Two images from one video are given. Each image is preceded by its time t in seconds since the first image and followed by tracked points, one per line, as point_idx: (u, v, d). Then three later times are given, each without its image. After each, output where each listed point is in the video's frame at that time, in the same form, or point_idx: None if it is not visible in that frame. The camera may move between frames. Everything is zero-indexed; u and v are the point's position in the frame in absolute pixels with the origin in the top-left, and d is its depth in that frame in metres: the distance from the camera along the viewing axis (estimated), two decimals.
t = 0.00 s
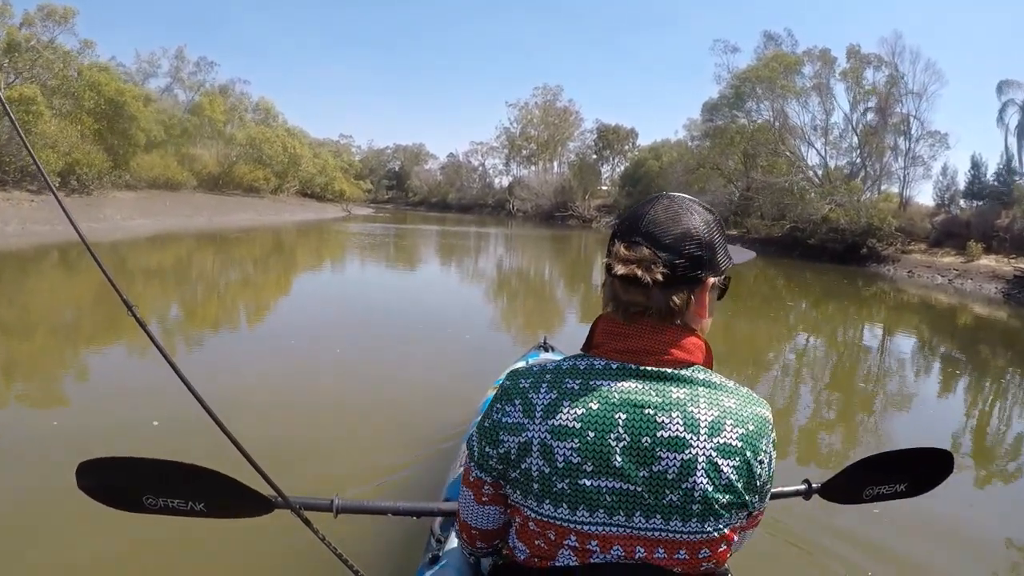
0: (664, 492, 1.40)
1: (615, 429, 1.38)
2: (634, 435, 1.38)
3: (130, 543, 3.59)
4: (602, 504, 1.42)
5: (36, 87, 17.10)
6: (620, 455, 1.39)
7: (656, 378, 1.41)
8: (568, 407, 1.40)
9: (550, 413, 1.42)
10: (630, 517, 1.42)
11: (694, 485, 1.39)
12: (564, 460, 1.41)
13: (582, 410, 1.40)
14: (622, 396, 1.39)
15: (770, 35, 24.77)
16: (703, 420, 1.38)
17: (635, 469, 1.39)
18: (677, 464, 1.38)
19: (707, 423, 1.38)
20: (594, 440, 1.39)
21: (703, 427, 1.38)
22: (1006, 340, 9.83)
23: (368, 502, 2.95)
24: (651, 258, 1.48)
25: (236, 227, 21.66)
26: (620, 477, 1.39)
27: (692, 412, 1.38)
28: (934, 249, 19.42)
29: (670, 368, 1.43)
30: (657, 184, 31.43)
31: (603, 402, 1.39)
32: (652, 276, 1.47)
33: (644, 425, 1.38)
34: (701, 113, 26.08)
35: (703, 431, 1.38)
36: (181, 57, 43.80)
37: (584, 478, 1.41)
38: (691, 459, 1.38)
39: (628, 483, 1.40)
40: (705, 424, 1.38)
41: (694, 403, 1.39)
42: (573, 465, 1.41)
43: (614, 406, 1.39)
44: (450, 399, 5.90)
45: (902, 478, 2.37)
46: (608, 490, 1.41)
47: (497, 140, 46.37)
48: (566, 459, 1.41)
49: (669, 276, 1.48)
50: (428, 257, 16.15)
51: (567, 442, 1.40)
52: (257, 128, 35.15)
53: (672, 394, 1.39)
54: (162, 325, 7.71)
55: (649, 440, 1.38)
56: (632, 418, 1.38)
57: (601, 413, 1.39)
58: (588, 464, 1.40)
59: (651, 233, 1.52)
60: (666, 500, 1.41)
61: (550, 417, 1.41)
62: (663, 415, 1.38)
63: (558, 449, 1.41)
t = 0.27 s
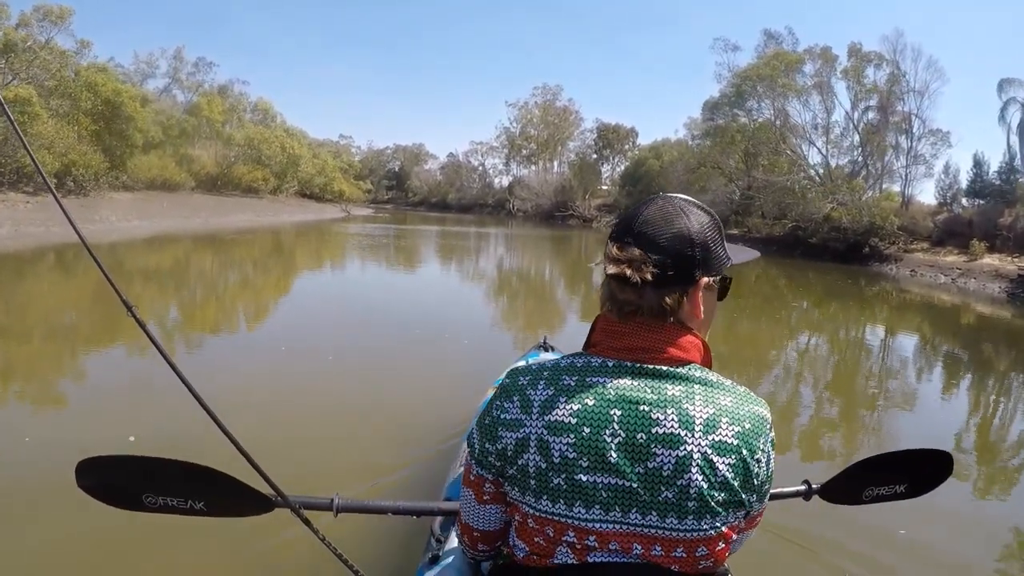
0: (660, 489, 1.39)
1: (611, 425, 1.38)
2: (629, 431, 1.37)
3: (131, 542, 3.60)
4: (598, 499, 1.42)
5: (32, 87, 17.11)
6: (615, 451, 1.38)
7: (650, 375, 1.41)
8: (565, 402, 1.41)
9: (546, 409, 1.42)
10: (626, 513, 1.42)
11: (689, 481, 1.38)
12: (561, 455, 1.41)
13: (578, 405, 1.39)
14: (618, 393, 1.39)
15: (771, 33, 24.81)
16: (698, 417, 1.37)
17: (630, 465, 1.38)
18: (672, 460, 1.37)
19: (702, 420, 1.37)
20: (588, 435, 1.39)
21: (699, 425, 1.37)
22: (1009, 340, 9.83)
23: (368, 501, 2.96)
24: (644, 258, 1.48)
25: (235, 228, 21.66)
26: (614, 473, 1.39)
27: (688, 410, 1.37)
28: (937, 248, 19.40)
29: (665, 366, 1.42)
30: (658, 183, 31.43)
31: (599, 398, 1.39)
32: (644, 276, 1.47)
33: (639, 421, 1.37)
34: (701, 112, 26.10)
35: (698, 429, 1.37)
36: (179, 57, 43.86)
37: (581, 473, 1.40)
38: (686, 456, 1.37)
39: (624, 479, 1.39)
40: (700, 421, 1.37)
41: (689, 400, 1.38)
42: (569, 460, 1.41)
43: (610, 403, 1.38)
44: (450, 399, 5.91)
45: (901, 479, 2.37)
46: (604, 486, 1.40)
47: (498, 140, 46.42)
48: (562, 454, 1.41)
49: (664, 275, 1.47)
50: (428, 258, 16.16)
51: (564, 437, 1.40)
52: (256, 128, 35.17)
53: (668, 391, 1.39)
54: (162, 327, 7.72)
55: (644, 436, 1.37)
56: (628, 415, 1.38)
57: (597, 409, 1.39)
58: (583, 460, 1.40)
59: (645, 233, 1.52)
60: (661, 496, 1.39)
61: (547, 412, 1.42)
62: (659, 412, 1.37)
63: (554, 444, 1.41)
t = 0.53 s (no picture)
0: (653, 484, 1.38)
1: (606, 419, 1.38)
2: (624, 425, 1.38)
3: (131, 546, 3.60)
4: (593, 493, 1.41)
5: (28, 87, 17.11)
6: (609, 446, 1.38)
7: (644, 370, 1.41)
8: (561, 397, 1.42)
9: (544, 403, 1.43)
10: (620, 508, 1.41)
11: (682, 476, 1.37)
12: (556, 448, 1.41)
13: (573, 400, 1.40)
14: (613, 388, 1.40)
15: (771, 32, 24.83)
16: (691, 413, 1.37)
17: (624, 459, 1.38)
18: (666, 456, 1.37)
19: (696, 416, 1.37)
20: (584, 429, 1.39)
21: (692, 420, 1.37)
22: (1011, 341, 9.81)
23: (369, 502, 2.96)
24: (635, 258, 1.50)
25: (236, 229, 21.66)
26: (609, 467, 1.39)
27: (681, 406, 1.37)
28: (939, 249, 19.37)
29: (659, 362, 1.43)
30: (658, 184, 31.42)
31: (593, 393, 1.40)
32: (633, 276, 1.48)
33: (633, 416, 1.37)
34: (702, 112, 26.11)
35: (691, 424, 1.36)
36: (178, 58, 43.89)
37: (576, 466, 1.40)
38: (679, 451, 1.36)
39: (618, 473, 1.39)
40: (694, 416, 1.37)
41: (683, 396, 1.38)
42: (564, 453, 1.41)
43: (606, 397, 1.39)
44: (450, 400, 5.92)
45: (901, 480, 2.36)
46: (599, 480, 1.40)
47: (498, 141, 46.42)
48: (558, 447, 1.41)
49: (654, 273, 1.49)
50: (428, 259, 16.16)
51: (559, 430, 1.41)
52: (255, 129, 35.17)
53: (662, 387, 1.39)
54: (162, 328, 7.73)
55: (638, 431, 1.37)
56: (622, 410, 1.38)
57: (592, 403, 1.40)
58: (578, 453, 1.40)
59: (639, 233, 1.53)
60: (655, 491, 1.39)
61: (544, 406, 1.43)
62: (652, 407, 1.37)
63: (550, 437, 1.42)
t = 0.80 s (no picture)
0: (649, 482, 1.37)
1: (601, 418, 1.38)
2: (619, 425, 1.37)
3: (134, 547, 3.60)
4: (589, 492, 1.40)
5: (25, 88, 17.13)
6: (605, 444, 1.38)
7: (640, 368, 1.42)
8: (557, 395, 1.42)
9: (540, 402, 1.44)
10: (617, 507, 1.40)
11: (678, 475, 1.36)
12: (552, 446, 1.41)
13: (568, 398, 1.41)
14: (607, 387, 1.40)
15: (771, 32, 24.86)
16: (687, 412, 1.36)
17: (620, 458, 1.38)
18: (661, 454, 1.36)
19: (692, 415, 1.36)
20: (579, 428, 1.39)
21: (687, 419, 1.36)
22: (1014, 341, 9.81)
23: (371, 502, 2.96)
24: (626, 261, 1.54)
25: (235, 230, 21.69)
26: (604, 466, 1.38)
27: (676, 405, 1.36)
28: (942, 248, 19.37)
29: (655, 361, 1.43)
30: (659, 184, 31.44)
31: (589, 391, 1.41)
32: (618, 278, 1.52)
33: (628, 415, 1.37)
34: (703, 112, 26.13)
35: (686, 423, 1.36)
36: (177, 59, 43.95)
37: (571, 465, 1.40)
38: (674, 450, 1.35)
39: (614, 472, 1.38)
40: (690, 415, 1.36)
41: (678, 395, 1.38)
42: (560, 452, 1.41)
43: (600, 396, 1.39)
44: (450, 399, 5.93)
45: (902, 480, 2.35)
46: (595, 479, 1.39)
47: (499, 141, 46.46)
48: (553, 446, 1.41)
49: (646, 274, 1.51)
50: (429, 259, 16.17)
51: (555, 429, 1.41)
52: (254, 129, 35.20)
53: (656, 386, 1.39)
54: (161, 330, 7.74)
55: (633, 430, 1.37)
56: (616, 409, 1.38)
57: (588, 402, 1.40)
58: (574, 452, 1.40)
59: (631, 236, 1.56)
60: (651, 491, 1.38)
61: (540, 405, 1.43)
62: (647, 407, 1.37)
63: (546, 436, 1.42)
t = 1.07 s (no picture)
0: (633, 468, 1.37)
1: (591, 402, 1.39)
2: (607, 409, 1.38)
3: (134, 544, 3.60)
4: (576, 474, 1.41)
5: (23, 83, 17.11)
6: (592, 427, 1.38)
7: (632, 356, 1.43)
8: (552, 377, 1.44)
9: (535, 385, 1.46)
10: (602, 491, 1.40)
11: (663, 462, 1.35)
12: (543, 426, 1.43)
13: (562, 380, 1.43)
14: (599, 373, 1.42)
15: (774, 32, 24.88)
16: (674, 400, 1.36)
17: (605, 442, 1.38)
18: (646, 441, 1.35)
19: (678, 403, 1.35)
20: (570, 410, 1.40)
21: (675, 407, 1.35)
22: (1015, 344, 9.83)
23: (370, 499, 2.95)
24: (623, 258, 1.58)
25: (235, 228, 21.70)
26: (591, 449, 1.39)
27: (664, 393, 1.36)
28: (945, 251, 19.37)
29: (649, 351, 1.44)
30: (661, 184, 31.46)
31: (582, 375, 1.42)
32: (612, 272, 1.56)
33: (616, 400, 1.38)
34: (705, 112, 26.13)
35: (673, 410, 1.35)
36: (177, 55, 43.96)
37: (560, 445, 1.41)
38: (659, 437, 1.34)
39: (600, 456, 1.38)
40: (677, 403, 1.35)
41: (667, 383, 1.38)
42: (550, 432, 1.42)
43: (591, 380, 1.41)
44: (450, 399, 5.91)
45: (904, 476, 2.35)
46: (582, 462, 1.40)
47: (500, 140, 46.49)
48: (544, 426, 1.43)
49: (641, 269, 1.53)
50: (429, 258, 16.18)
51: (546, 410, 1.43)
52: (254, 126, 35.21)
53: (647, 374, 1.39)
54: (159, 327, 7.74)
55: (620, 415, 1.37)
56: (607, 394, 1.39)
57: (580, 385, 1.41)
58: (563, 433, 1.41)
59: (631, 232, 1.59)
60: (635, 476, 1.37)
61: (535, 386, 1.46)
62: (635, 393, 1.37)
63: (538, 416, 1.44)
